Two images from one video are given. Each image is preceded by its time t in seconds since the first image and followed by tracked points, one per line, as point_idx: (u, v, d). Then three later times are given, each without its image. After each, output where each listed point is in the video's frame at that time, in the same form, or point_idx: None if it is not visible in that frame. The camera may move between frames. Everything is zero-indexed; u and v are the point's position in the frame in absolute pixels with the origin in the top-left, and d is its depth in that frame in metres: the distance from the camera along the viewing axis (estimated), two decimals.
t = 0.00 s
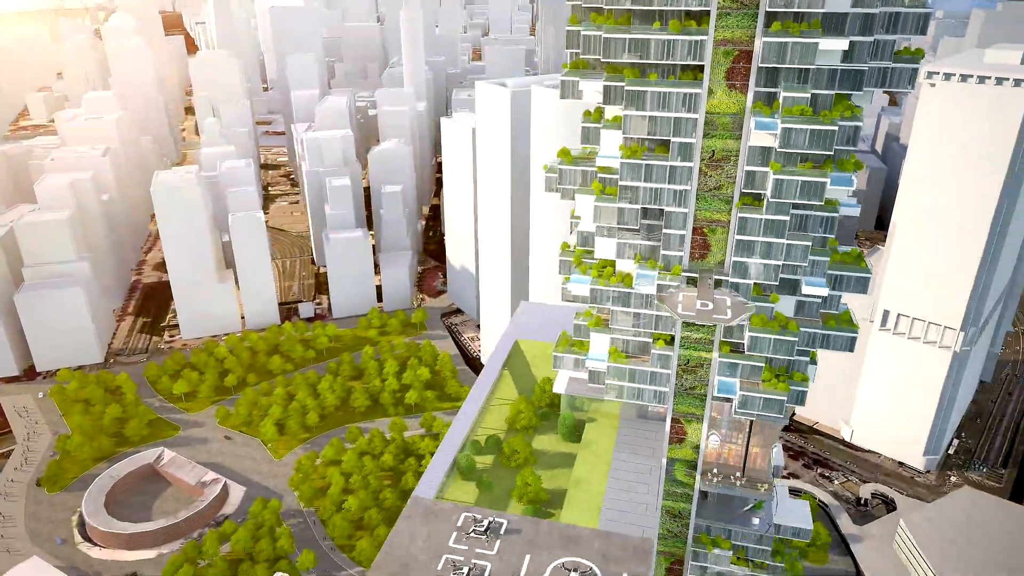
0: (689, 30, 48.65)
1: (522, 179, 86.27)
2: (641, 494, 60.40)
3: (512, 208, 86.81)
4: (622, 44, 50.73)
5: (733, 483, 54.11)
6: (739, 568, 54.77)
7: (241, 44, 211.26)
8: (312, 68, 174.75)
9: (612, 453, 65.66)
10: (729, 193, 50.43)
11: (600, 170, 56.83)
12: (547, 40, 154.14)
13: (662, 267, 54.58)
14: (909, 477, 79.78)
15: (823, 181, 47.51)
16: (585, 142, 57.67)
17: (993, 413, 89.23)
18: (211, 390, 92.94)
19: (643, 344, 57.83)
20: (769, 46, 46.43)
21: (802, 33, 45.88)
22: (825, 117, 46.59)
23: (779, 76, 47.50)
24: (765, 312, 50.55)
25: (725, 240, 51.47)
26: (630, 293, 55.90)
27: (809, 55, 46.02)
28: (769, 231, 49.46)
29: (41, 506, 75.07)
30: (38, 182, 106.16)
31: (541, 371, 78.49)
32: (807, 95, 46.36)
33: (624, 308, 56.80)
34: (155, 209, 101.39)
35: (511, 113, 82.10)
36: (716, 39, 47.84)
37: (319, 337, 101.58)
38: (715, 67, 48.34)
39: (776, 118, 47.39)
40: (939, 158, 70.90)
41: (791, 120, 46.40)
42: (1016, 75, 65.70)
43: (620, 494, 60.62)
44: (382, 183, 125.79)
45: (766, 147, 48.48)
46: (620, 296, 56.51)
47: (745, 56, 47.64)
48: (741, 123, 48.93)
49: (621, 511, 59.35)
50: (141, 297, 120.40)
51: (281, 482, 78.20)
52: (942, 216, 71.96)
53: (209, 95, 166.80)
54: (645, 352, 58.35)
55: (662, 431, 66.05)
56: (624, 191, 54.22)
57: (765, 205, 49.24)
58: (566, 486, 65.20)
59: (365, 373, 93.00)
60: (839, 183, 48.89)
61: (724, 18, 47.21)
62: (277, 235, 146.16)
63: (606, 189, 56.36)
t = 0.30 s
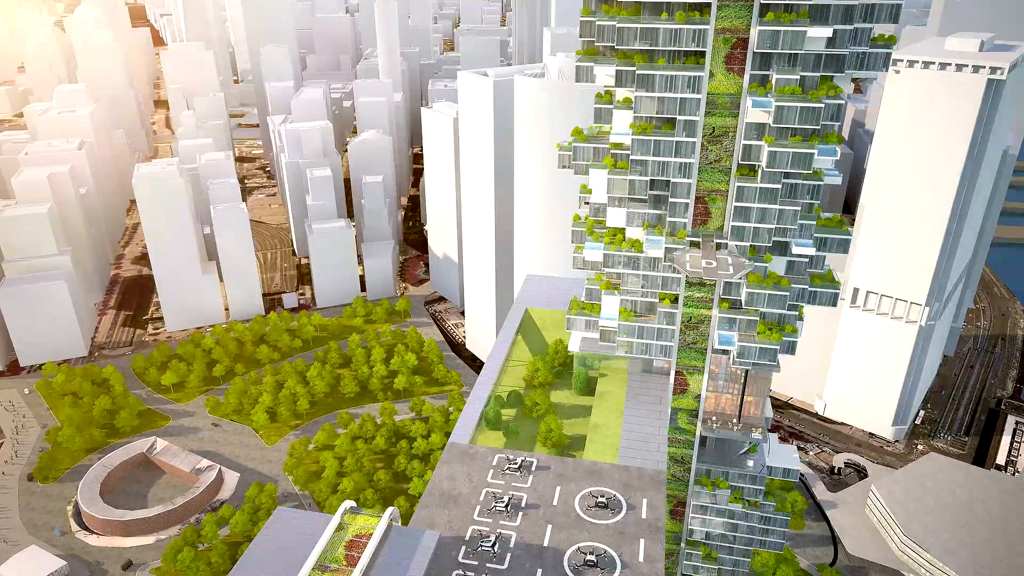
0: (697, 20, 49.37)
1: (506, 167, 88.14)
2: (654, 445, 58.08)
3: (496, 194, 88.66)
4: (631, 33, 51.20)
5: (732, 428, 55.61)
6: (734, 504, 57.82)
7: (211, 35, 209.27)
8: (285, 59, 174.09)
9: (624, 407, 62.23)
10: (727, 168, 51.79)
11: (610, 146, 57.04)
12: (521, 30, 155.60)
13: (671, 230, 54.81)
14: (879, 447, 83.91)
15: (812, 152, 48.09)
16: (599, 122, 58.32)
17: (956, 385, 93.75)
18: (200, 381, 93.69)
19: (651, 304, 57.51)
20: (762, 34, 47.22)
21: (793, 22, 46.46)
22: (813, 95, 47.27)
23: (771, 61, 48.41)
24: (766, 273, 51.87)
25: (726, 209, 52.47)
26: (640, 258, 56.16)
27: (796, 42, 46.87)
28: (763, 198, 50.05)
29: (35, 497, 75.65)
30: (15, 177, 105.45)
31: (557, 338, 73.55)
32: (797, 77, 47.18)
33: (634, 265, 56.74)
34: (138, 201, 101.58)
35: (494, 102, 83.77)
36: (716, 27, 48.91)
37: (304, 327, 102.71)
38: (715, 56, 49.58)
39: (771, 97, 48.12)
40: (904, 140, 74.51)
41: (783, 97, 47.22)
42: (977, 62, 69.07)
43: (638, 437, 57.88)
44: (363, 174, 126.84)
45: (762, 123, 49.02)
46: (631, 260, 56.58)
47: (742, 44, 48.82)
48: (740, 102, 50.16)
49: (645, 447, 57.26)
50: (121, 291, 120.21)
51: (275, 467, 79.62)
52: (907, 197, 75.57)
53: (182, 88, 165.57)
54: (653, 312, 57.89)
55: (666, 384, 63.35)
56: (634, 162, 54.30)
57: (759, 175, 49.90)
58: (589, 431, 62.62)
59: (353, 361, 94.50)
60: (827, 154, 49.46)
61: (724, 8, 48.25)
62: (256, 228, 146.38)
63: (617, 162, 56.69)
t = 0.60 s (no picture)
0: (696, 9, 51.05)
1: (489, 155, 90.15)
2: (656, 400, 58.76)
3: (479, 182, 90.66)
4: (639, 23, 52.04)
5: (725, 380, 58.34)
6: (729, 451, 59.02)
7: (179, 29, 207.07)
8: (258, 52, 173.48)
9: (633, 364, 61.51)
10: (722, 144, 54.02)
11: (616, 125, 58.28)
12: (495, 22, 157.31)
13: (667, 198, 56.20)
14: (850, 418, 88.08)
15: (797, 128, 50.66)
16: (607, 103, 58.94)
17: (920, 359, 98.58)
18: (187, 372, 94.41)
19: (654, 268, 58.34)
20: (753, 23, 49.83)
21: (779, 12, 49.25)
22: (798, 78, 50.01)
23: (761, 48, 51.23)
24: (756, 236, 53.85)
25: (721, 181, 54.88)
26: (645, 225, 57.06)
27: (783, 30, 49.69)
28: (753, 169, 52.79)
29: (28, 490, 76.08)
30: None
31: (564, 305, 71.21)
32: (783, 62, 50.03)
33: (636, 231, 57.79)
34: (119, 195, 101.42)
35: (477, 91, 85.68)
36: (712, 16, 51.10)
37: (290, 317, 103.84)
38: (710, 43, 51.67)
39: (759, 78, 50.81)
40: (868, 125, 78.33)
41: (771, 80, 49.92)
42: (935, 50, 73.01)
43: (641, 391, 58.39)
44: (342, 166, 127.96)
45: (753, 103, 51.55)
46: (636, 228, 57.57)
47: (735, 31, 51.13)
48: (733, 85, 52.36)
49: (655, 394, 57.85)
50: (100, 286, 119.76)
51: (268, 453, 80.97)
52: (871, 179, 79.49)
53: (153, 81, 164.13)
54: (656, 276, 58.53)
55: (667, 343, 62.79)
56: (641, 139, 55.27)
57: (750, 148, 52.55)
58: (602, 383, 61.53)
59: (341, 349, 96.08)
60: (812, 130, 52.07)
61: None
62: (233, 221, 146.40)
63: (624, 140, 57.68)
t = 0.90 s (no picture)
0: None
1: (471, 143, 91.81)
2: (663, 349, 59.52)
3: (461, 171, 92.47)
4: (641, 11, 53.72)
5: (718, 338, 60.83)
6: (722, 404, 61.03)
7: (146, 23, 204.61)
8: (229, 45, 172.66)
9: (637, 324, 63.51)
10: (714, 122, 56.95)
11: (620, 105, 58.79)
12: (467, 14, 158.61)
13: (664, 168, 58.41)
14: (821, 392, 92.32)
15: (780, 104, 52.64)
16: (609, 86, 60.85)
17: (885, 335, 103.20)
18: (174, 364, 95.14)
19: (653, 236, 59.73)
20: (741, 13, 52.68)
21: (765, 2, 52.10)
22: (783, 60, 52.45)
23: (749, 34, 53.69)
24: (762, 199, 56.97)
25: (713, 155, 57.77)
26: (643, 198, 58.34)
27: (767, 18, 52.47)
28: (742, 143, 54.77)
29: (20, 483, 76.54)
30: None
31: (569, 273, 72.53)
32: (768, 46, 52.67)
33: (638, 200, 58.85)
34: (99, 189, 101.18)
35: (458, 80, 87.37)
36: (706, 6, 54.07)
37: (274, 308, 104.87)
38: (703, 32, 54.72)
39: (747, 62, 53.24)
40: (832, 112, 82.33)
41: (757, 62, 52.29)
42: (896, 39, 76.49)
43: (647, 347, 60.11)
44: (320, 158, 128.70)
45: (742, 83, 53.99)
46: (636, 202, 58.83)
47: (725, 21, 54.18)
48: (723, 67, 55.47)
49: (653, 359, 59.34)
50: (79, 282, 119.22)
51: (260, 440, 82.34)
52: (835, 163, 83.48)
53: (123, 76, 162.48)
54: (657, 244, 60.18)
55: (666, 306, 63.83)
56: (644, 119, 56.75)
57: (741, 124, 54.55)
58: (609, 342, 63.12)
59: (327, 338, 97.58)
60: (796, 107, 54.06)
61: None
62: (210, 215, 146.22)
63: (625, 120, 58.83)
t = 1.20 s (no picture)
0: None
1: (452, 132, 93.84)
2: (666, 313, 59.92)
3: (443, 159, 94.48)
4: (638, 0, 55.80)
5: (708, 302, 64.85)
6: (711, 362, 64.63)
7: (109, 17, 201.81)
8: (198, 39, 171.61)
9: (639, 289, 63.32)
10: (704, 102, 59.70)
11: (617, 88, 60.62)
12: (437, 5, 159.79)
13: (658, 145, 60.32)
14: (792, 366, 96.67)
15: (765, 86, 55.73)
16: (608, 71, 61.83)
17: (851, 312, 107.88)
18: (160, 356, 95.75)
19: (648, 208, 62.19)
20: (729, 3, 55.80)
21: None
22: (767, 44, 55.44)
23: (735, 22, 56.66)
24: (745, 173, 59.44)
25: (703, 133, 60.46)
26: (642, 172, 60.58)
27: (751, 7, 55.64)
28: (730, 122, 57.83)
29: (12, 476, 76.93)
30: None
31: (571, 245, 70.21)
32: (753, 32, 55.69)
33: (634, 174, 61.26)
34: (78, 183, 100.96)
35: (439, 71, 89.35)
36: None
37: (257, 299, 105.75)
38: (694, 20, 57.52)
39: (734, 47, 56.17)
40: (797, 98, 86.35)
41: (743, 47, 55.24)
42: (858, 28, 80.35)
43: (649, 308, 60.39)
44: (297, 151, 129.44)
45: (729, 68, 56.89)
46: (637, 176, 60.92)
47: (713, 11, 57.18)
48: (711, 52, 58.36)
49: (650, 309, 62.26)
50: (55, 278, 118.51)
51: (251, 428, 83.70)
52: (801, 146, 87.47)
53: (90, 70, 160.62)
54: (653, 216, 62.65)
55: (661, 272, 65.69)
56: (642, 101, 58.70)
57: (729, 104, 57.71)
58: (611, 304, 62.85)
59: (312, 327, 98.85)
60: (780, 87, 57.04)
61: None
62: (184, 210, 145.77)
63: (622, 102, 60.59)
